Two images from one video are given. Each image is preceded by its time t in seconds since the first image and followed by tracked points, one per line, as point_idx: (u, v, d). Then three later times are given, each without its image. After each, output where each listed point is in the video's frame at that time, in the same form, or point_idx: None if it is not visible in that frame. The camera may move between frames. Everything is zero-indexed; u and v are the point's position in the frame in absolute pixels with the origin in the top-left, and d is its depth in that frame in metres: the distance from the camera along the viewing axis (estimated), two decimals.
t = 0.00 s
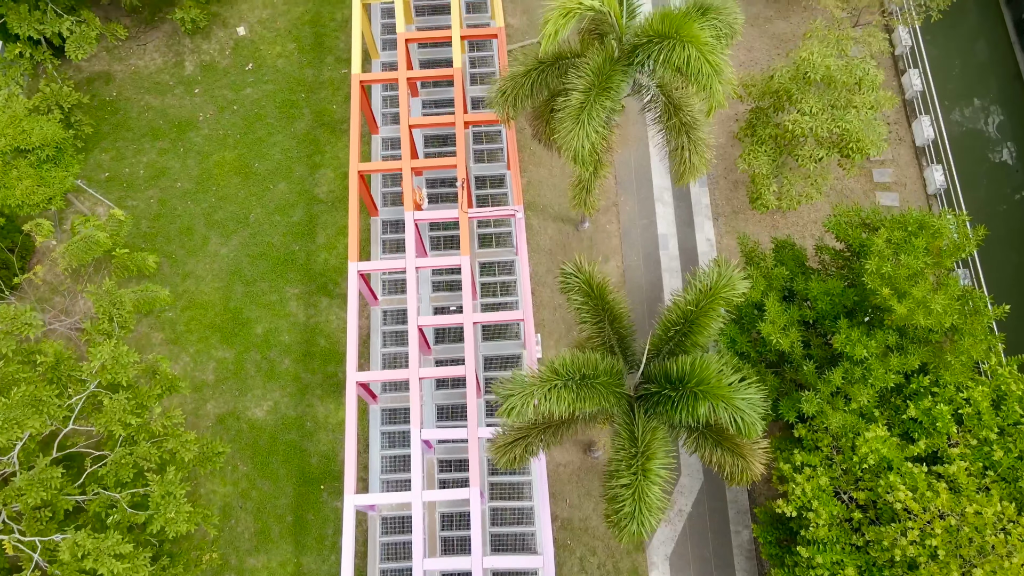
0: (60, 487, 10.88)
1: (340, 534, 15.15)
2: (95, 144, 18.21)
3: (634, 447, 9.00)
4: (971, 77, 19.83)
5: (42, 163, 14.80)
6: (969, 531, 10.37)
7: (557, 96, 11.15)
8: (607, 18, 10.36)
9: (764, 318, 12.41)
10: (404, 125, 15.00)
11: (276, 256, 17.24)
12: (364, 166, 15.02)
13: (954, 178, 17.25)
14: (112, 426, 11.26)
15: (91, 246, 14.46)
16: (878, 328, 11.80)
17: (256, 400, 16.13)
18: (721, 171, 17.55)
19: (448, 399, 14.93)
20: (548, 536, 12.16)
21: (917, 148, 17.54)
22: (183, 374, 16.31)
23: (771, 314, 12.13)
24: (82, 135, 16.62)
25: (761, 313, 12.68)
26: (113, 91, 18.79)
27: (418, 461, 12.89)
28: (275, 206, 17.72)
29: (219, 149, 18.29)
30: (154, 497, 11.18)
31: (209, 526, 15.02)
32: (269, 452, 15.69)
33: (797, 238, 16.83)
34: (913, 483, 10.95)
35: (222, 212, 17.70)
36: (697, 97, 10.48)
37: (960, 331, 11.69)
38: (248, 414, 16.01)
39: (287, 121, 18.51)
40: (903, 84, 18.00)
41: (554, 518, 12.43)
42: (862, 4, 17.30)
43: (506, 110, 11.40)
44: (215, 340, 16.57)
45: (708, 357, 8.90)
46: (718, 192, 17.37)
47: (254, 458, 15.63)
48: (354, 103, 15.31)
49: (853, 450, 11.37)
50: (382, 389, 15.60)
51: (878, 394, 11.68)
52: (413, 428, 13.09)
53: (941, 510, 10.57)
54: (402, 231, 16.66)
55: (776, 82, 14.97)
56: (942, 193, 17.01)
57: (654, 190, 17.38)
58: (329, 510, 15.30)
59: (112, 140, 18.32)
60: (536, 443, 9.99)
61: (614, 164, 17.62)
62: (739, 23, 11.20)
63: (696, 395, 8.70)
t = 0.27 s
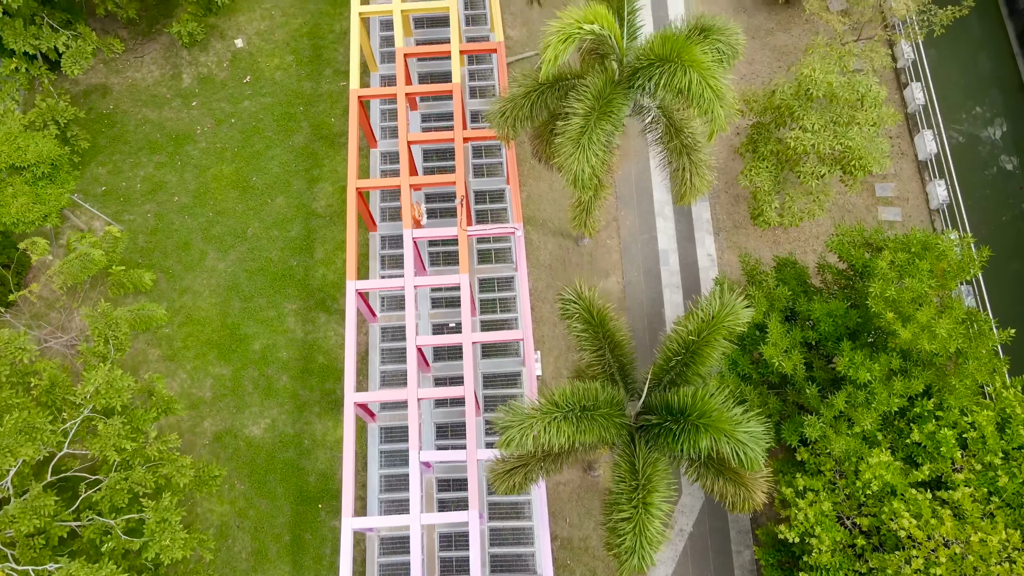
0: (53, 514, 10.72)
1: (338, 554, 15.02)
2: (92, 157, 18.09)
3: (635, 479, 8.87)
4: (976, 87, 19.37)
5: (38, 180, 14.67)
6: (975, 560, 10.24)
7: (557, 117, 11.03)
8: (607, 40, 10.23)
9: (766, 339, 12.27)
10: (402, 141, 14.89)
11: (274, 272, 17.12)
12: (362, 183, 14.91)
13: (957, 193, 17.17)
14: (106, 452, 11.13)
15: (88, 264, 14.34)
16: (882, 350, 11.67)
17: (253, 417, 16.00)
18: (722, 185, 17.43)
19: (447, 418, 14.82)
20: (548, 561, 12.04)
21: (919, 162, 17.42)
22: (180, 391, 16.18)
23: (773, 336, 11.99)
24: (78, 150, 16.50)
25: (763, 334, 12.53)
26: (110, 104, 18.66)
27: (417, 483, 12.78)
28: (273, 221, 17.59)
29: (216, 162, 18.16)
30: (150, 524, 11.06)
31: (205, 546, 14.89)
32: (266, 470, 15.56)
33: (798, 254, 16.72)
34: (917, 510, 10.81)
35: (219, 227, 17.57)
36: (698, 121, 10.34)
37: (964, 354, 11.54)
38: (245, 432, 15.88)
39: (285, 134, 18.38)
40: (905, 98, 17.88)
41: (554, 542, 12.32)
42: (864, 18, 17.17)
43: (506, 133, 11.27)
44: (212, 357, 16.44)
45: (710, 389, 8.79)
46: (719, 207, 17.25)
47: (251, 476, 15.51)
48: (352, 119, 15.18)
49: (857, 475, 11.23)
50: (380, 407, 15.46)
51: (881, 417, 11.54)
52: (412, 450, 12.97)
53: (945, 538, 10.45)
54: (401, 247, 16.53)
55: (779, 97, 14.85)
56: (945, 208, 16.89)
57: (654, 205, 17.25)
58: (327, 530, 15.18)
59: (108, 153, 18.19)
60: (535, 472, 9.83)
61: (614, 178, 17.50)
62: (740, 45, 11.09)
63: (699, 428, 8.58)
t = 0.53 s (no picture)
0: (47, 541, 10.61)
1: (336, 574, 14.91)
2: (89, 171, 17.97)
3: (635, 513, 8.73)
4: (978, 98, 19.05)
5: (33, 198, 14.54)
6: None
7: (557, 140, 10.90)
8: (608, 64, 10.10)
9: (768, 362, 12.14)
10: (401, 158, 14.76)
11: (272, 287, 16.99)
12: (361, 200, 14.78)
13: (960, 207, 17.05)
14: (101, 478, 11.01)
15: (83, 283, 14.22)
16: (885, 373, 11.54)
17: (251, 435, 15.87)
18: (724, 199, 17.31)
19: (446, 436, 14.73)
20: None
21: (922, 176, 17.29)
22: (177, 408, 16.05)
23: (775, 359, 11.86)
24: (75, 166, 16.38)
25: (765, 356, 12.42)
26: (107, 117, 18.54)
27: (416, 506, 12.67)
28: (271, 235, 17.46)
29: (214, 176, 18.03)
30: (145, 551, 10.95)
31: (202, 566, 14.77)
32: (264, 489, 15.44)
33: (800, 269, 16.63)
34: (920, 538, 10.68)
35: (217, 242, 17.44)
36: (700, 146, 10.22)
37: (969, 378, 11.41)
38: (243, 450, 15.76)
39: (283, 147, 18.26)
40: (907, 111, 17.78)
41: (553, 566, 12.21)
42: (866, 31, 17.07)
43: (506, 156, 11.12)
44: (209, 374, 16.31)
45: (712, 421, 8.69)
46: (720, 221, 17.14)
47: (249, 495, 15.39)
48: (350, 135, 15.04)
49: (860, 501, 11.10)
50: (379, 425, 15.34)
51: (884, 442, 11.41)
52: (411, 472, 12.85)
53: (950, 566, 10.32)
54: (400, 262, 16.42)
55: (781, 114, 14.73)
56: (947, 223, 16.76)
57: (655, 220, 17.13)
58: (325, 549, 15.06)
59: (105, 167, 18.07)
60: (535, 500, 9.58)
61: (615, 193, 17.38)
62: (742, 67, 11.00)
63: (701, 461, 8.45)
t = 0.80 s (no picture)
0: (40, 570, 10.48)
1: None
2: (86, 185, 17.84)
3: (638, 547, 8.58)
4: (983, 112, 18.61)
5: (29, 215, 14.41)
6: None
7: (558, 162, 10.76)
8: (610, 87, 9.99)
9: (771, 384, 12.00)
10: (400, 174, 14.62)
11: (270, 303, 16.86)
12: (359, 217, 14.64)
13: (963, 222, 16.95)
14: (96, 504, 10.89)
15: (79, 302, 14.09)
16: (889, 397, 11.41)
17: (249, 453, 15.74)
18: (725, 214, 17.19)
19: (446, 455, 14.63)
20: None
21: (925, 191, 17.18)
22: (174, 426, 15.92)
23: (778, 382, 11.72)
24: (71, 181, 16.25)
25: (768, 378, 12.28)
26: (104, 130, 18.40)
27: (415, 529, 12.54)
28: (269, 250, 17.33)
29: (212, 190, 17.91)
30: None
31: None
32: (262, 507, 15.31)
33: (802, 285, 16.53)
34: (925, 565, 10.56)
35: (215, 256, 17.31)
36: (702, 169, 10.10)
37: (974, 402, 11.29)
38: (241, 468, 15.63)
39: (281, 161, 18.13)
40: (910, 125, 17.67)
41: None
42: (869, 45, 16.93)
43: (506, 180, 10.97)
44: (207, 391, 16.18)
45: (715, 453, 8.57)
46: (722, 236, 17.03)
47: (247, 514, 15.26)
48: (349, 151, 14.90)
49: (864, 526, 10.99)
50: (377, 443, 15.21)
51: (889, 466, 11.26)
52: (410, 494, 12.71)
53: None
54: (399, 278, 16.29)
55: (783, 130, 14.63)
56: (951, 238, 16.63)
57: (656, 235, 17.01)
58: (324, 569, 14.93)
59: (102, 181, 17.93)
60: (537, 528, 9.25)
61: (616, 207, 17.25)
62: (744, 88, 10.90)
63: (704, 495, 8.32)
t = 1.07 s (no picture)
0: None
1: None
2: (83, 200, 17.71)
3: None
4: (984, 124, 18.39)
5: (25, 234, 14.30)
6: None
7: (559, 186, 10.63)
8: (611, 112, 9.87)
9: (774, 408, 11.84)
10: (399, 192, 14.49)
11: (268, 319, 16.74)
12: (358, 235, 14.50)
13: (967, 238, 16.83)
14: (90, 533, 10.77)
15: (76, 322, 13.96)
16: (894, 422, 11.27)
17: (247, 472, 15.61)
18: (728, 230, 17.06)
19: (446, 474, 14.55)
20: None
21: (929, 207, 17.06)
22: (171, 444, 15.80)
23: (782, 407, 11.57)
24: (67, 198, 16.12)
25: (771, 401, 12.13)
26: (102, 144, 18.27)
27: (413, 554, 12.39)
28: (267, 265, 17.20)
29: (210, 205, 17.78)
30: None
31: None
32: (260, 527, 15.19)
33: (803, 302, 16.43)
34: None
35: (212, 272, 17.19)
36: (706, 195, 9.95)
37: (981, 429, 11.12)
38: (239, 487, 15.50)
39: (280, 175, 18.00)
40: (913, 139, 17.54)
41: None
42: (872, 59, 16.80)
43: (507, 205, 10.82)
44: (205, 409, 16.05)
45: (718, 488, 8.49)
46: (724, 252, 16.91)
47: (245, 534, 15.13)
48: (347, 169, 14.77)
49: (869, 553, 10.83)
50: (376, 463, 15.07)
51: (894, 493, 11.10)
52: (408, 518, 12.59)
53: None
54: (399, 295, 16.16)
55: (785, 148, 14.53)
56: (954, 254, 16.51)
57: (658, 251, 16.87)
58: None
59: (100, 195, 17.80)
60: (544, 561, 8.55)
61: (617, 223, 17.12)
62: (747, 110, 10.74)
63: (707, 533, 8.19)
